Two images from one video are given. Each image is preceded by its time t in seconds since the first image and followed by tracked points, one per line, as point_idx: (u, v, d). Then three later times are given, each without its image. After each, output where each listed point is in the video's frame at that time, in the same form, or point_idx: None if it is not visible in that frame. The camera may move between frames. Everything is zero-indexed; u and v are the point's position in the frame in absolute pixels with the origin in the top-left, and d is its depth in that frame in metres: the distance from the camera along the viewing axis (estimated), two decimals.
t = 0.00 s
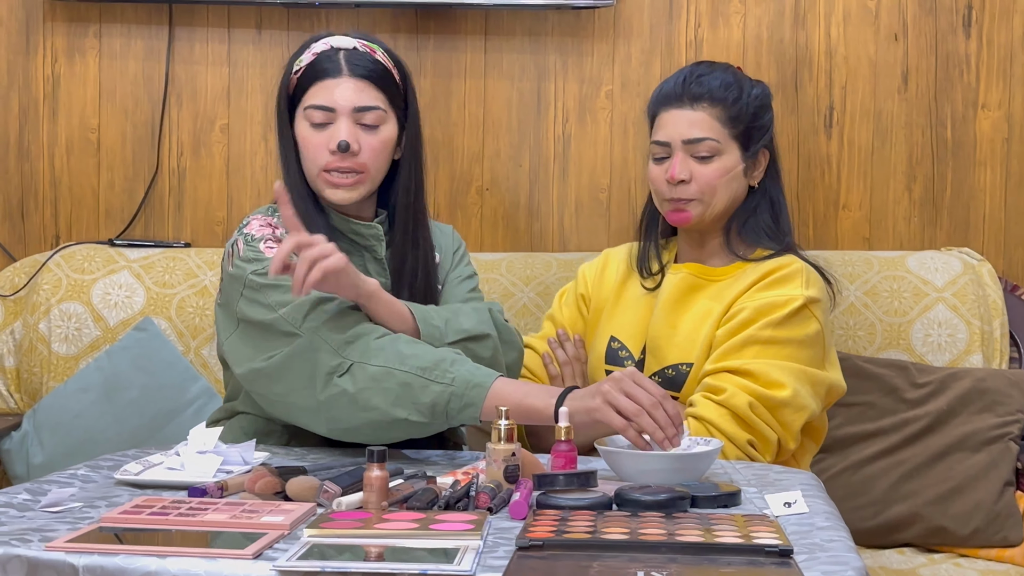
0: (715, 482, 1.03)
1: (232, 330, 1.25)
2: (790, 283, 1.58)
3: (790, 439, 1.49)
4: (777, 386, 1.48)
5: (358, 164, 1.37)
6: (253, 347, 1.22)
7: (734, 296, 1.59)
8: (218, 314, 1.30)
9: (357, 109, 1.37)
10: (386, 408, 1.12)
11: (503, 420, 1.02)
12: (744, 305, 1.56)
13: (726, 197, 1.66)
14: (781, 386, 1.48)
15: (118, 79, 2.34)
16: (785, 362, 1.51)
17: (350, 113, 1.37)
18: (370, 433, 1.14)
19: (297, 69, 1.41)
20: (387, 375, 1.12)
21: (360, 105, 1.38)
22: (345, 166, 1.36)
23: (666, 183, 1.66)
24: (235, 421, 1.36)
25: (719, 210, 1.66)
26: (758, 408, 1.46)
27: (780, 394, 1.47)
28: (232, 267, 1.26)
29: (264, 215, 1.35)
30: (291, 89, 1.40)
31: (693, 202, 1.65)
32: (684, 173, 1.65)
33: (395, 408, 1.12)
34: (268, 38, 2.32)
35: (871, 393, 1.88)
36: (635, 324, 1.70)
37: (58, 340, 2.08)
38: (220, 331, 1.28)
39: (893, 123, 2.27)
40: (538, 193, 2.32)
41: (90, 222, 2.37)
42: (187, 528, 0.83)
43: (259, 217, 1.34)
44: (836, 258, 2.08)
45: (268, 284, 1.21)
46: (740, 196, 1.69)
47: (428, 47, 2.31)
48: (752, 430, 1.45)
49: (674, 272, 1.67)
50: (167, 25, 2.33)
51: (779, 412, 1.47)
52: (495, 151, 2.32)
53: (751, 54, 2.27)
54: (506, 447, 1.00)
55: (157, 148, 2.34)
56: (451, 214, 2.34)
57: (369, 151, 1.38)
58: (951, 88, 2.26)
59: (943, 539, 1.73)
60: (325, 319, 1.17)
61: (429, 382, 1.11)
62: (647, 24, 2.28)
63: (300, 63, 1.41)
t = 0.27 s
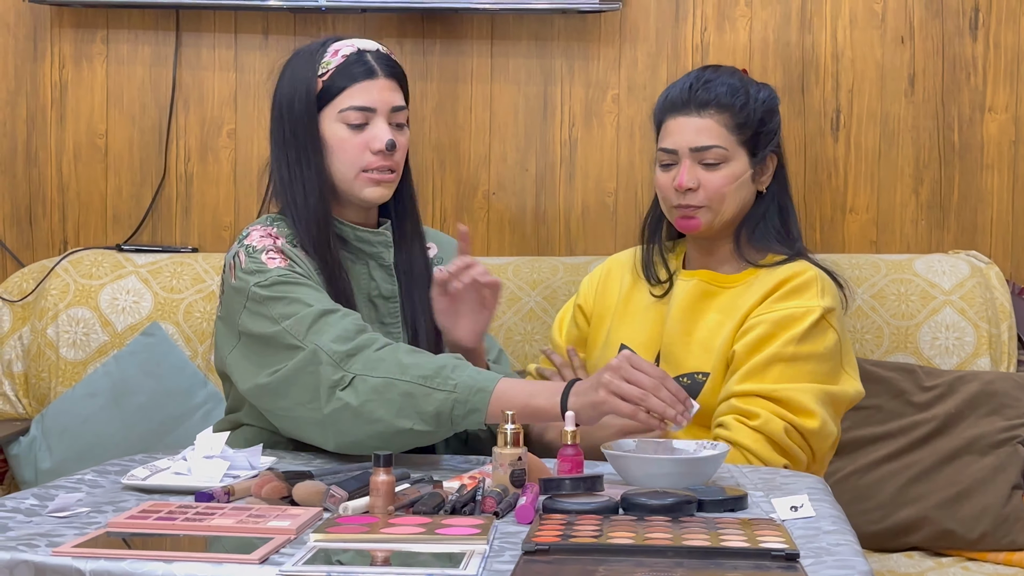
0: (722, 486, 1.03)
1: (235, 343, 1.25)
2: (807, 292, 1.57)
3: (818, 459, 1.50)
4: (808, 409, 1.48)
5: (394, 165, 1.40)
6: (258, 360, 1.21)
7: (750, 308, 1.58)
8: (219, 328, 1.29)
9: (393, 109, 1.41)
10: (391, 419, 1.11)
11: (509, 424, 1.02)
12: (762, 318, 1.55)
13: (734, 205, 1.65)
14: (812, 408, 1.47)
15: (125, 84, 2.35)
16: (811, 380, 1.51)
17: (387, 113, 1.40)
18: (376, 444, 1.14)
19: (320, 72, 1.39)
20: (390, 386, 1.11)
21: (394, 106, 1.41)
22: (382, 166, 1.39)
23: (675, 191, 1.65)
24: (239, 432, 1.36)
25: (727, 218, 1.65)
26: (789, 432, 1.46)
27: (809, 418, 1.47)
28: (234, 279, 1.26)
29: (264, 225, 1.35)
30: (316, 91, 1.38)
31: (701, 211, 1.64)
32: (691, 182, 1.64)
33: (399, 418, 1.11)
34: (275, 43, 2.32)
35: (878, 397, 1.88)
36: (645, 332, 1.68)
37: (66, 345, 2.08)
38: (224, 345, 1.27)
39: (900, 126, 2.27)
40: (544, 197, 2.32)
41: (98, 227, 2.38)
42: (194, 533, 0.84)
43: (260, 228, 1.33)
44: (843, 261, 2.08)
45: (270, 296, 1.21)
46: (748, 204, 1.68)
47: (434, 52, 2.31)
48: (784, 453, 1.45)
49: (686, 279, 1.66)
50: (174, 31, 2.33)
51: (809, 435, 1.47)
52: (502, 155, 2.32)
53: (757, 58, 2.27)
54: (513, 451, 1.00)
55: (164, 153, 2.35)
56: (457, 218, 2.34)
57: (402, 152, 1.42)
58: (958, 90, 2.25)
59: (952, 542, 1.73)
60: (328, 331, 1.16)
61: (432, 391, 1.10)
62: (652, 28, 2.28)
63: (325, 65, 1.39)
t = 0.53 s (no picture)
0: (719, 484, 1.02)
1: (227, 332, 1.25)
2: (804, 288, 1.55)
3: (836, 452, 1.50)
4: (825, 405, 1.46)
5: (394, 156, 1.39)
6: (240, 347, 1.21)
7: (749, 309, 1.55)
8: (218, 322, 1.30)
9: (393, 100, 1.40)
10: (360, 397, 1.09)
11: (506, 423, 1.02)
12: (762, 318, 1.52)
13: (719, 211, 1.64)
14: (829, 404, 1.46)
15: (124, 83, 2.34)
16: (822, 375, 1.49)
17: (388, 104, 1.40)
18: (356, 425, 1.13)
19: (322, 64, 1.39)
20: (356, 364, 1.09)
21: (395, 97, 1.41)
22: (384, 156, 1.38)
23: (664, 183, 1.66)
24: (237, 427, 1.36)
25: (709, 223, 1.64)
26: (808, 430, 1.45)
27: (825, 414, 1.46)
28: (230, 269, 1.27)
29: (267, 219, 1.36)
30: (319, 82, 1.39)
31: (684, 209, 1.64)
32: (679, 177, 1.64)
33: (369, 395, 1.09)
34: (274, 42, 2.32)
35: (878, 395, 1.88)
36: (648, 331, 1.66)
37: (65, 344, 2.08)
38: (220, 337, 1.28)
39: (899, 124, 2.26)
40: (543, 195, 2.32)
41: (97, 226, 2.37)
42: (189, 532, 0.83)
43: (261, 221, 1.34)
44: (843, 260, 2.07)
45: (257, 283, 1.21)
46: (739, 211, 1.65)
47: (433, 50, 2.31)
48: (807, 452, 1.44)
49: (686, 278, 1.65)
50: (173, 29, 2.33)
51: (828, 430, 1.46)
52: (501, 153, 2.31)
53: (756, 56, 2.26)
54: (510, 450, 1.00)
55: (163, 152, 2.35)
56: (456, 216, 2.34)
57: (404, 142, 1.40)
58: (958, 89, 2.25)
59: (951, 541, 1.73)
60: (304, 316, 1.15)
61: (398, 362, 1.07)
62: (652, 26, 2.27)
63: (326, 57, 1.40)
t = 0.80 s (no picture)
0: (710, 481, 1.03)
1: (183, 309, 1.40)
2: (812, 287, 1.55)
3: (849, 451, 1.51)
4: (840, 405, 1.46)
5: (373, 148, 1.39)
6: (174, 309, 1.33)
7: (756, 308, 1.54)
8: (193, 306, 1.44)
9: (375, 92, 1.40)
10: (220, 342, 1.20)
11: (497, 420, 1.02)
12: (772, 319, 1.51)
13: (717, 201, 1.61)
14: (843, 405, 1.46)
15: (117, 79, 2.34)
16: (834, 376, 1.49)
17: (369, 96, 1.39)
18: (214, 372, 1.22)
19: (307, 57, 1.41)
20: (219, 312, 1.20)
21: (377, 89, 1.40)
22: (360, 147, 1.38)
23: (659, 178, 1.64)
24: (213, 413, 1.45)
25: (708, 214, 1.62)
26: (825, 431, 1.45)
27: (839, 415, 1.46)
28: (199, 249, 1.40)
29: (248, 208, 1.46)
30: (302, 74, 1.41)
31: (684, 203, 1.61)
32: (676, 171, 1.62)
33: (231, 339, 1.19)
34: (267, 38, 2.31)
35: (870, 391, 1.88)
36: (647, 325, 1.64)
37: (58, 341, 2.08)
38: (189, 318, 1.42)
39: (892, 120, 2.27)
40: (536, 191, 2.32)
41: (90, 222, 2.37)
42: (180, 530, 0.83)
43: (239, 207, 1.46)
44: (835, 256, 2.08)
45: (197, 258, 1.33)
46: (736, 203, 1.64)
47: (426, 46, 2.31)
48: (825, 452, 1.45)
49: (686, 274, 1.63)
50: (165, 25, 2.32)
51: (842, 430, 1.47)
52: (494, 149, 2.31)
53: (749, 52, 2.27)
54: (501, 447, 1.00)
55: (155, 148, 2.34)
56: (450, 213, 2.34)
57: (384, 133, 1.40)
58: (950, 85, 2.25)
59: (943, 536, 1.73)
60: (198, 277, 1.28)
61: (253, 306, 1.18)
62: (644, 23, 2.27)
63: (312, 50, 1.42)
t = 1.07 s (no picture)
0: (708, 474, 1.02)
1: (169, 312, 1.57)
2: (810, 282, 1.53)
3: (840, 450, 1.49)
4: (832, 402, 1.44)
5: (338, 142, 1.48)
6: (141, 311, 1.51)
7: (753, 300, 1.53)
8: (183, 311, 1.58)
9: (339, 89, 1.49)
10: (123, 340, 1.35)
11: (495, 413, 1.02)
12: (768, 312, 1.50)
13: (710, 188, 1.62)
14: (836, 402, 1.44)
15: (112, 71, 2.33)
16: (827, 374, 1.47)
17: (333, 93, 1.49)
18: (125, 370, 1.37)
19: (279, 58, 1.52)
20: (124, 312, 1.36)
21: (343, 86, 1.50)
22: (324, 141, 1.47)
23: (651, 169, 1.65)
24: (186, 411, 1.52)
25: (702, 202, 1.62)
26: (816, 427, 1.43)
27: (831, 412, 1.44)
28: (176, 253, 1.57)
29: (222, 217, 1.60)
30: (274, 73, 1.52)
31: (676, 192, 1.63)
32: (666, 161, 1.64)
33: (133, 336, 1.35)
34: (263, 30, 2.31)
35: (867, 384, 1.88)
36: (648, 314, 1.64)
37: (53, 334, 2.07)
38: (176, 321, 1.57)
39: (889, 113, 2.27)
40: (533, 184, 2.31)
41: (85, 215, 2.36)
42: (178, 522, 0.83)
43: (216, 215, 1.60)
44: (831, 249, 2.08)
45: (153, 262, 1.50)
46: (732, 190, 1.64)
47: (422, 39, 2.30)
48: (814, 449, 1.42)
49: (686, 266, 1.63)
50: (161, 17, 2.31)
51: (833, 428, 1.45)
52: (491, 142, 2.31)
53: (747, 45, 2.26)
54: (499, 440, 1.00)
55: (151, 140, 2.34)
56: (446, 206, 2.33)
57: (349, 128, 1.49)
58: (947, 78, 2.25)
59: (939, 529, 1.74)
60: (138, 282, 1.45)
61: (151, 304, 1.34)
62: (641, 16, 2.27)
63: (284, 51, 1.53)
